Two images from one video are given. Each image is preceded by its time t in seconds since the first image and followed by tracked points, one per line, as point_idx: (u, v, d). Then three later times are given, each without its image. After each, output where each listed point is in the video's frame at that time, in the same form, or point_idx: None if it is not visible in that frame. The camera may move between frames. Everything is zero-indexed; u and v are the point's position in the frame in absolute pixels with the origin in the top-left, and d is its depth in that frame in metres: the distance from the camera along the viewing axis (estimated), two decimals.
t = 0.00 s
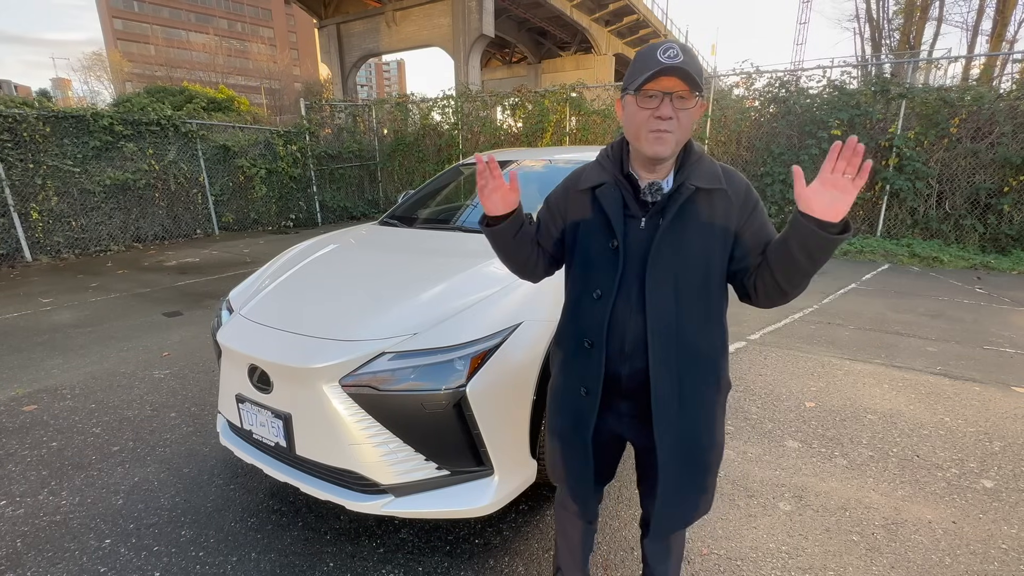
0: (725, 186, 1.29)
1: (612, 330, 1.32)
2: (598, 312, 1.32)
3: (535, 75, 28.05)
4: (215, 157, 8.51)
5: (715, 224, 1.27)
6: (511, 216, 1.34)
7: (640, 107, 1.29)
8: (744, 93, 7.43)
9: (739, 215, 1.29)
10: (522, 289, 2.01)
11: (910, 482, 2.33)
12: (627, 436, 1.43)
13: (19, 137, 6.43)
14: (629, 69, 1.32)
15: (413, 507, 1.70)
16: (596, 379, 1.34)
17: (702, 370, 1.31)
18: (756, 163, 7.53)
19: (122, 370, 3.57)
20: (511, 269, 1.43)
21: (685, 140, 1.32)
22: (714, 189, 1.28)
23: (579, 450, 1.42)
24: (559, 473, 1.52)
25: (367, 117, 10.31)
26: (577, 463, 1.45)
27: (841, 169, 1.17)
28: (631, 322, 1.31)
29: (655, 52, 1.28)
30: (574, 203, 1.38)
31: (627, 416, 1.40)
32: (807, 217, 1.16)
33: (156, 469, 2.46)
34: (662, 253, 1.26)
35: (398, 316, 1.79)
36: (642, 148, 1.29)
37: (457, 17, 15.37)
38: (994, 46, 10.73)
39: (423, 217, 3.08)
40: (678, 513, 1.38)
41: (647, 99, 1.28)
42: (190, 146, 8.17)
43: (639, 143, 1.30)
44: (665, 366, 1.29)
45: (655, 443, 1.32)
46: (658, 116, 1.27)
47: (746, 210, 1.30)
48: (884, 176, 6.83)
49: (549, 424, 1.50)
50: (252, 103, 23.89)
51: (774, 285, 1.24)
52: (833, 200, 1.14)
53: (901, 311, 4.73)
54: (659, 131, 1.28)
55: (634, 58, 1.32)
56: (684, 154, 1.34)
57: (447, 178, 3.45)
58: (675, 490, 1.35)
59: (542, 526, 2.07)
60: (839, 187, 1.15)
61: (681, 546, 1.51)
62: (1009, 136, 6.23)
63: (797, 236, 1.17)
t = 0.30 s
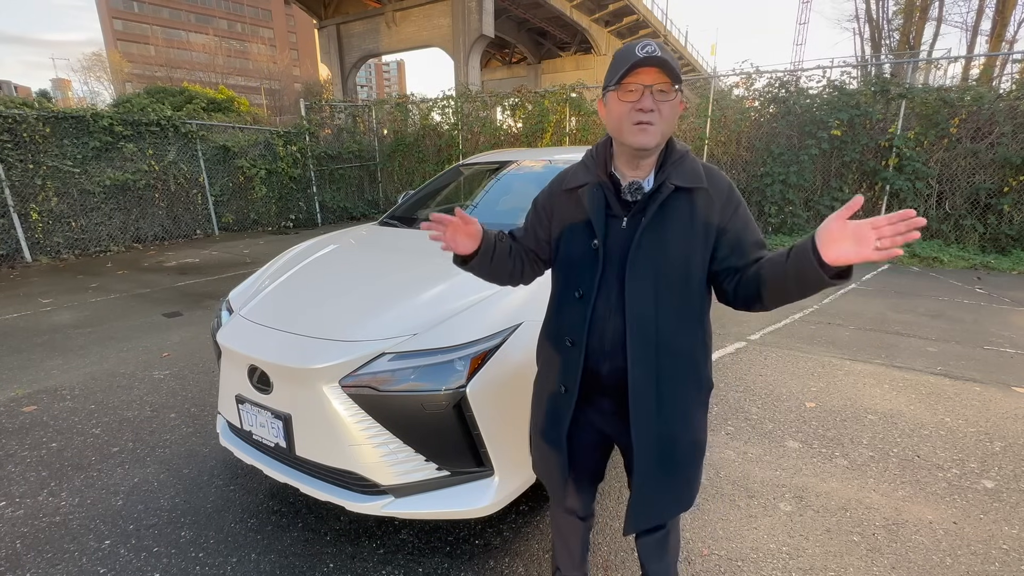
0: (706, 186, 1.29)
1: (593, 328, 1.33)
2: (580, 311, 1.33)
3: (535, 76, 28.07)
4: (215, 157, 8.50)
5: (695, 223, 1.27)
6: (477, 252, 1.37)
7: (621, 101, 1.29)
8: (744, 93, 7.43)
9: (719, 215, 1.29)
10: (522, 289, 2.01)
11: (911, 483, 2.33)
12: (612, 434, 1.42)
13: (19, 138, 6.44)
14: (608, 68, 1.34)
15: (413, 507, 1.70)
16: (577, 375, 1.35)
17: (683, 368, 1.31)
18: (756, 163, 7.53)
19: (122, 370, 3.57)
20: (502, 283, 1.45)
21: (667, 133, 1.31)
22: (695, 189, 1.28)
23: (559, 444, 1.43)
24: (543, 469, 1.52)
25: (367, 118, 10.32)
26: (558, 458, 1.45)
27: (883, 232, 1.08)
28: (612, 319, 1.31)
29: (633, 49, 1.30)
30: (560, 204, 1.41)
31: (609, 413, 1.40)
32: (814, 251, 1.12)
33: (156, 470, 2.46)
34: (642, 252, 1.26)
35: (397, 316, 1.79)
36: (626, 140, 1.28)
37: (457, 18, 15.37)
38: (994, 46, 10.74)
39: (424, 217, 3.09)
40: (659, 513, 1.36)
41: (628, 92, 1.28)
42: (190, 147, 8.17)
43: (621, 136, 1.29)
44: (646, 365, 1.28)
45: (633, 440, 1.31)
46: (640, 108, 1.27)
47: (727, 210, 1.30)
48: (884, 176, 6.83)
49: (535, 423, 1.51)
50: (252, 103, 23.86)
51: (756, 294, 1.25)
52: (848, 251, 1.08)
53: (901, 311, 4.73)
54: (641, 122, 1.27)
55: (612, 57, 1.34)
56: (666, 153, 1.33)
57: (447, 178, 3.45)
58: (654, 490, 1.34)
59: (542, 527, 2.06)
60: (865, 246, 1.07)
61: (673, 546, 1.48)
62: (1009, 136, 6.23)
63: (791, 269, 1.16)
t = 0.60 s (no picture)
0: (699, 188, 1.28)
1: (586, 330, 1.33)
2: (573, 313, 1.34)
3: (535, 76, 28.10)
4: (215, 158, 8.49)
5: (689, 224, 1.27)
6: (474, 244, 1.40)
7: (609, 114, 1.30)
8: (744, 93, 7.44)
9: (712, 216, 1.28)
10: (522, 290, 2.01)
11: (911, 483, 2.33)
12: (607, 436, 1.43)
13: (19, 138, 6.43)
14: (595, 77, 1.33)
15: (413, 508, 1.70)
16: (571, 377, 1.35)
17: (677, 370, 1.30)
18: (756, 164, 7.53)
19: (122, 371, 3.56)
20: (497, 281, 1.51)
21: (657, 140, 1.32)
22: (687, 192, 1.27)
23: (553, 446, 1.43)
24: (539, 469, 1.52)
25: (367, 119, 10.33)
26: (553, 461, 1.45)
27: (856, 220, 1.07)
28: (606, 322, 1.31)
29: (620, 58, 1.29)
30: (553, 206, 1.42)
31: (604, 414, 1.40)
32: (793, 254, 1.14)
33: (155, 470, 2.45)
34: (634, 254, 1.25)
35: (396, 317, 1.79)
36: (616, 152, 1.29)
37: (456, 19, 15.38)
38: (994, 46, 10.75)
39: (423, 217, 3.08)
40: (656, 515, 1.36)
41: (616, 105, 1.29)
42: (190, 147, 8.17)
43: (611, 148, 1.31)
44: (639, 367, 1.28)
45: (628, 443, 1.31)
46: (628, 121, 1.28)
47: (720, 211, 1.29)
48: (884, 176, 6.83)
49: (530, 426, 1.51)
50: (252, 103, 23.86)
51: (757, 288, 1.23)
52: (828, 249, 1.09)
53: (901, 311, 4.73)
54: (630, 134, 1.28)
55: (599, 65, 1.33)
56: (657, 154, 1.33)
57: (447, 179, 3.45)
58: (650, 491, 1.34)
59: (542, 528, 2.06)
60: (842, 238, 1.08)
61: (672, 547, 1.47)
62: (1009, 137, 6.23)
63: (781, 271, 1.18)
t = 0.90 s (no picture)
0: (696, 187, 1.28)
1: (584, 330, 1.33)
2: (571, 314, 1.34)
3: (535, 77, 28.12)
4: (215, 158, 8.49)
5: (686, 224, 1.27)
6: (488, 287, 1.44)
7: (614, 111, 1.29)
8: (743, 94, 7.44)
9: (709, 216, 1.28)
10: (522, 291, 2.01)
11: (912, 483, 2.33)
12: (606, 437, 1.42)
13: (19, 139, 6.43)
14: (603, 72, 1.33)
15: (414, 509, 1.70)
16: (568, 377, 1.35)
17: (675, 370, 1.30)
18: (755, 164, 7.53)
19: (121, 372, 3.56)
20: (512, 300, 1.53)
21: (657, 143, 1.31)
22: (684, 191, 1.27)
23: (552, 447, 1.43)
24: (538, 470, 1.52)
25: (367, 119, 10.33)
26: (552, 461, 1.44)
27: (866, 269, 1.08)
28: (603, 321, 1.31)
29: (631, 56, 1.29)
30: (551, 207, 1.43)
31: (602, 414, 1.40)
32: (795, 281, 1.15)
33: (155, 471, 2.45)
34: (632, 254, 1.26)
35: (397, 317, 1.79)
36: (615, 150, 1.29)
37: (456, 19, 15.39)
38: (993, 47, 10.76)
39: (424, 218, 3.08)
40: (655, 518, 1.36)
41: (621, 102, 1.29)
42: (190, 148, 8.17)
43: (611, 145, 1.30)
44: (636, 366, 1.28)
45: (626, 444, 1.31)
46: (630, 120, 1.28)
47: (717, 211, 1.29)
48: (884, 176, 6.84)
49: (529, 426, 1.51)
50: (251, 104, 23.84)
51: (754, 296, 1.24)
52: (830, 289, 1.10)
53: (901, 311, 4.73)
54: (631, 134, 1.28)
55: (609, 61, 1.34)
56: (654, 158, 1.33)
57: (447, 180, 3.45)
58: (648, 493, 1.34)
59: (542, 529, 2.06)
60: (846, 282, 1.08)
61: (671, 548, 1.47)
62: (1008, 137, 6.24)
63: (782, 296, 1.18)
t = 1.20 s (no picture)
0: (697, 189, 1.28)
1: (583, 331, 1.34)
2: (572, 315, 1.35)
3: (535, 78, 28.13)
4: (215, 159, 8.49)
5: (687, 226, 1.27)
6: (499, 292, 1.45)
7: (614, 111, 1.30)
8: (742, 95, 7.45)
9: (711, 218, 1.29)
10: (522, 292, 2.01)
11: (912, 484, 2.33)
12: (606, 438, 1.42)
13: (19, 140, 6.43)
14: (603, 73, 1.34)
15: (414, 510, 1.70)
16: (567, 378, 1.36)
17: (675, 372, 1.30)
18: (755, 165, 7.54)
19: (122, 373, 3.56)
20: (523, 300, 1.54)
21: (658, 142, 1.32)
22: (685, 193, 1.28)
23: (552, 446, 1.43)
24: (539, 470, 1.52)
25: (367, 120, 10.34)
26: (553, 461, 1.45)
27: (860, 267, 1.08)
28: (603, 322, 1.32)
29: (630, 56, 1.30)
30: (554, 208, 1.44)
31: (602, 415, 1.40)
32: (789, 279, 1.16)
33: (156, 472, 2.45)
34: (632, 256, 1.26)
35: (397, 318, 1.79)
36: (616, 150, 1.30)
37: (456, 20, 15.40)
38: (992, 48, 10.78)
39: (424, 219, 3.08)
40: (654, 520, 1.36)
41: (621, 102, 1.29)
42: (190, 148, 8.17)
43: (612, 146, 1.31)
44: (636, 368, 1.28)
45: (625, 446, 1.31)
46: (631, 119, 1.28)
47: (719, 213, 1.29)
48: (883, 177, 6.85)
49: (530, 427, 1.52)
50: (251, 105, 23.83)
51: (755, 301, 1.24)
52: (823, 289, 1.11)
53: (900, 312, 4.74)
54: (631, 134, 1.28)
55: (608, 61, 1.34)
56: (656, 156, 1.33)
57: (447, 181, 3.45)
58: (647, 494, 1.34)
59: (543, 529, 2.06)
60: (840, 282, 1.09)
61: (672, 551, 1.48)
62: (1007, 138, 6.25)
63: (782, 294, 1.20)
